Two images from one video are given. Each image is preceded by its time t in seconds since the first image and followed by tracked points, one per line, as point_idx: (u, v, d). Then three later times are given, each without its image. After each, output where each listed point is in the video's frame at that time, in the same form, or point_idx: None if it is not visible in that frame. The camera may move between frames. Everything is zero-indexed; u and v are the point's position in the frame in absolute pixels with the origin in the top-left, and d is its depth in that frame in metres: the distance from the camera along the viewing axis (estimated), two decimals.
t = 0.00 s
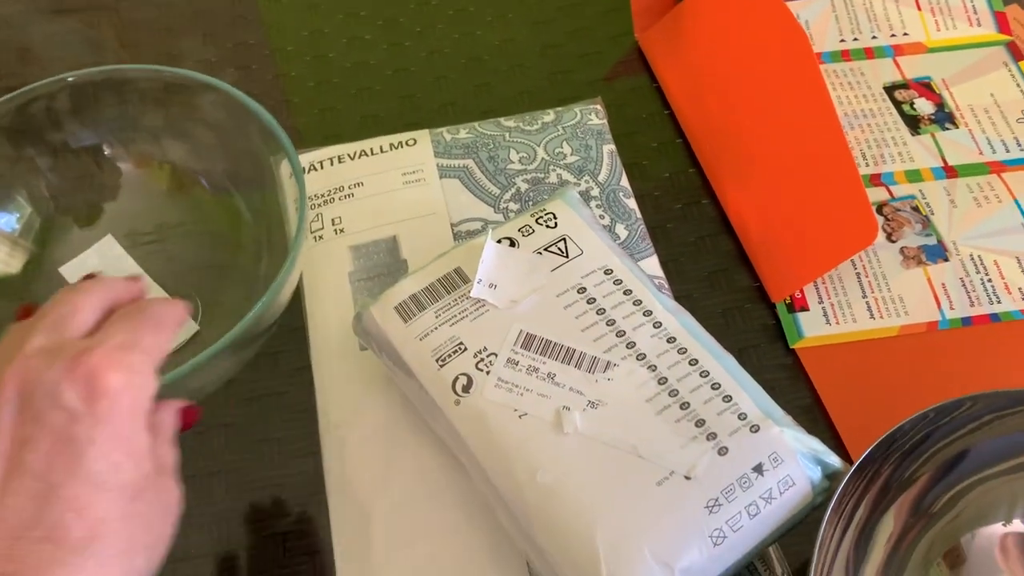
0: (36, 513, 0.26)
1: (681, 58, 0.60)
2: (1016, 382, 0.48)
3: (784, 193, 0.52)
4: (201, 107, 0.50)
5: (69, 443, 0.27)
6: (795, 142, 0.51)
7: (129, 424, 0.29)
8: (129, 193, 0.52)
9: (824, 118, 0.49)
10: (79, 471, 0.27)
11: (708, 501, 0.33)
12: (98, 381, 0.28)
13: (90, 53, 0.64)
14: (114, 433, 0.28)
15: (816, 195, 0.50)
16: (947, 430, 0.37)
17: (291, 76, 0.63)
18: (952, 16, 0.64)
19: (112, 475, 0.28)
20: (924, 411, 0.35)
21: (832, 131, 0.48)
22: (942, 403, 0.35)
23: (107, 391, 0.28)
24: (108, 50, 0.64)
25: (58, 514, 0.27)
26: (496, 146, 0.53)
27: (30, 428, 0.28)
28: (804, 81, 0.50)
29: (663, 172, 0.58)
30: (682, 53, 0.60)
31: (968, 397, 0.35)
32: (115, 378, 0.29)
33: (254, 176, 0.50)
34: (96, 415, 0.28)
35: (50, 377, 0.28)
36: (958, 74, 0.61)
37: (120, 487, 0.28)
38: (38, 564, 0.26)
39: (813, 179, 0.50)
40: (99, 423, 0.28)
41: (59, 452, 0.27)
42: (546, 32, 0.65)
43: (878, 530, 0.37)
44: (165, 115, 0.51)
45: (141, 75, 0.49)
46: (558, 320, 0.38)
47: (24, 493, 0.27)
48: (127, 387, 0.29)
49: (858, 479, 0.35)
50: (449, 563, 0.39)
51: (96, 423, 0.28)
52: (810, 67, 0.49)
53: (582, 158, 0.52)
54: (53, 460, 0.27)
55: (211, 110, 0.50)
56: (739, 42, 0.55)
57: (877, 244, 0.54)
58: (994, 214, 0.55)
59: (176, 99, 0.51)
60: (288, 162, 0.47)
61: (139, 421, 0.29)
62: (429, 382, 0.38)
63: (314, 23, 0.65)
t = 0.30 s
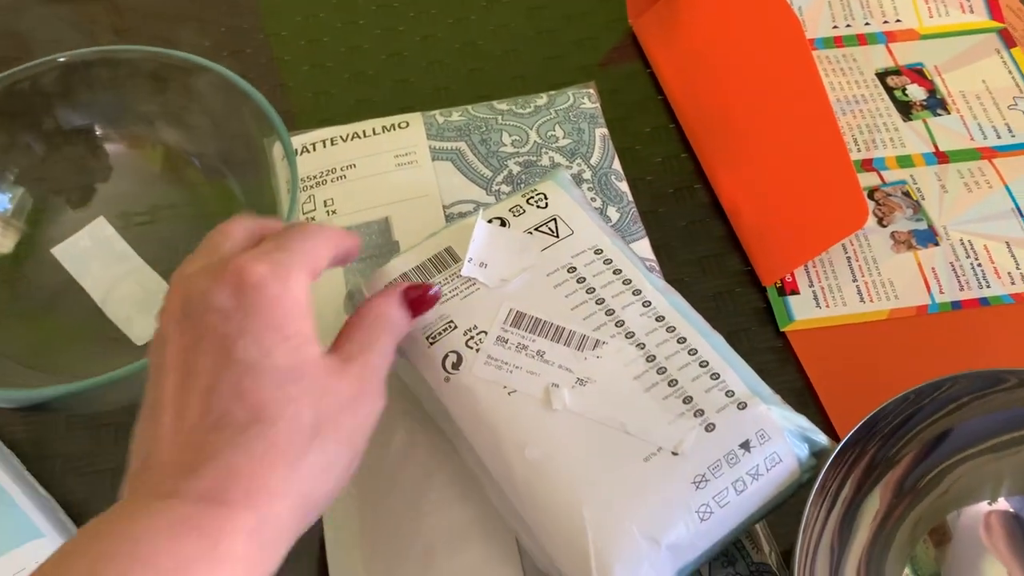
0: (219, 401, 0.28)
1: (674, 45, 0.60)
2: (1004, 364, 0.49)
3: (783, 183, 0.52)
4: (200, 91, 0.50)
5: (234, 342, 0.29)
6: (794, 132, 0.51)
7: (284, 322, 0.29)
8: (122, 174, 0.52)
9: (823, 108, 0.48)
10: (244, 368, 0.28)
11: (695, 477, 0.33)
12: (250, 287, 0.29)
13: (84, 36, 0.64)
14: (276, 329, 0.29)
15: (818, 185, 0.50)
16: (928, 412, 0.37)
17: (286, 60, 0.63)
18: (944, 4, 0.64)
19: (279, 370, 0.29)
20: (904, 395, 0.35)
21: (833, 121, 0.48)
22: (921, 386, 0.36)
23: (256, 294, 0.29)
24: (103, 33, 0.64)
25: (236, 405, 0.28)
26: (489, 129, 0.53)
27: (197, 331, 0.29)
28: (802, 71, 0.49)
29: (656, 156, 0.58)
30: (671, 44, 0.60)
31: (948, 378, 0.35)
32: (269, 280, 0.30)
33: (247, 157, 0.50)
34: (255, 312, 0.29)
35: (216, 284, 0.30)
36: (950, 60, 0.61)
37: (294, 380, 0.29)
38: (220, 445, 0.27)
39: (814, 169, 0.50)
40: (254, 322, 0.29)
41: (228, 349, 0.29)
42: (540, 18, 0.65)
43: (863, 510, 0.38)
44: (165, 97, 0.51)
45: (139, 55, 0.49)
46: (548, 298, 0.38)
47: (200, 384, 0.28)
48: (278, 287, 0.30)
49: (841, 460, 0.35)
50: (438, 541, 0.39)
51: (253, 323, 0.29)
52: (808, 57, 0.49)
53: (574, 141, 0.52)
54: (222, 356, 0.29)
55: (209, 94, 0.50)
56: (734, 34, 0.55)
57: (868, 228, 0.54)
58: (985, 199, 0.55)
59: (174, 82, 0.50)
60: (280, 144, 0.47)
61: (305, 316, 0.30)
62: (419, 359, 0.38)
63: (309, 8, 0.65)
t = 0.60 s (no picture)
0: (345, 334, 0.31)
1: (657, 41, 0.60)
2: (985, 358, 0.49)
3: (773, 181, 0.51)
4: (186, 93, 0.50)
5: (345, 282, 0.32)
6: (781, 131, 0.49)
7: (383, 258, 0.33)
8: (102, 173, 0.52)
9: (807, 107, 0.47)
10: (362, 298, 0.32)
11: (672, 473, 0.33)
12: (349, 234, 0.34)
13: (67, 32, 0.63)
14: (381, 265, 0.33)
15: (805, 184, 0.49)
16: (904, 409, 0.38)
17: (270, 56, 0.62)
18: None
19: (397, 291, 0.33)
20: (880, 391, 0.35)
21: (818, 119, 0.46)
22: (898, 382, 0.36)
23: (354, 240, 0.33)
24: (87, 28, 0.63)
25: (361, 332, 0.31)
26: (471, 126, 0.53)
27: (301, 283, 0.33)
28: (786, 66, 0.47)
29: (639, 153, 0.58)
30: (656, 40, 0.60)
31: (923, 375, 0.36)
32: (366, 227, 0.34)
33: (227, 155, 0.50)
34: (355, 254, 0.33)
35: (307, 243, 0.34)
36: (934, 55, 0.62)
37: (411, 302, 0.33)
38: (358, 370, 0.31)
39: (804, 169, 0.48)
40: (362, 259, 0.33)
41: (342, 285, 0.32)
42: (525, 14, 0.65)
43: (839, 508, 0.38)
44: (152, 98, 0.51)
45: (119, 54, 0.49)
46: (527, 296, 0.38)
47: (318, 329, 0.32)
48: (376, 233, 0.34)
49: (821, 454, 0.35)
50: (419, 541, 0.39)
51: (358, 261, 0.33)
52: (789, 50, 0.47)
53: (556, 138, 0.52)
54: (336, 297, 0.32)
55: (196, 96, 0.50)
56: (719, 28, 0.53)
57: (850, 224, 0.55)
58: (968, 194, 0.55)
59: (163, 84, 0.50)
60: (260, 142, 0.47)
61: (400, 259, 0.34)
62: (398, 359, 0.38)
63: (293, 4, 0.65)
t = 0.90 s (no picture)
0: (329, 242, 0.34)
1: (645, 34, 0.59)
2: (975, 350, 0.49)
3: (761, 171, 0.50)
4: (174, 92, 0.50)
5: (333, 210, 0.36)
6: (767, 117, 0.49)
7: (370, 170, 0.38)
8: (85, 172, 0.51)
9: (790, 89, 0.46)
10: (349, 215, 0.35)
11: (658, 469, 0.33)
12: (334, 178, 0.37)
13: (52, 29, 0.63)
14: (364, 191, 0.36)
15: (791, 174, 0.48)
16: (893, 402, 0.37)
17: (256, 52, 0.62)
18: None
19: (379, 204, 0.36)
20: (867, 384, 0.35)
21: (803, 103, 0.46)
22: (885, 375, 0.36)
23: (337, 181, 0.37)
24: (73, 26, 0.63)
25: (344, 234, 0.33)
26: (458, 121, 0.52)
27: (295, 197, 0.38)
28: (769, 51, 0.47)
29: (628, 147, 0.58)
30: (646, 32, 0.59)
31: (909, 368, 0.35)
32: (347, 166, 0.38)
33: (213, 152, 0.50)
34: (345, 180, 0.37)
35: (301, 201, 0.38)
36: (923, 46, 0.61)
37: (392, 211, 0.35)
38: (344, 239, 0.33)
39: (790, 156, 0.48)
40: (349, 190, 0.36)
41: (332, 211, 0.36)
42: (513, 8, 0.64)
43: (828, 503, 0.37)
44: (142, 98, 0.51)
45: (102, 53, 0.49)
46: (512, 291, 0.38)
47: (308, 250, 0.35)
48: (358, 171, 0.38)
49: (809, 448, 0.35)
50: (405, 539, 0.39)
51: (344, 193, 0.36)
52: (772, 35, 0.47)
53: (544, 133, 0.52)
54: (325, 222, 0.35)
55: (186, 96, 0.50)
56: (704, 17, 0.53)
57: (840, 216, 0.54)
58: (957, 185, 0.55)
59: (153, 84, 0.50)
60: (245, 139, 0.47)
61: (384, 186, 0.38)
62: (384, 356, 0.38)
63: None
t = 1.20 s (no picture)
0: (230, 213, 0.30)
1: (633, 37, 0.59)
2: (963, 351, 0.49)
3: (748, 174, 0.50)
4: (157, 97, 0.50)
5: (238, 184, 0.32)
6: (753, 119, 0.49)
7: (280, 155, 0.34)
8: (72, 179, 0.51)
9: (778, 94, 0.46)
10: (251, 185, 0.31)
11: (642, 475, 0.33)
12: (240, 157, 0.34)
13: (41, 34, 0.62)
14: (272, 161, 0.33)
15: (785, 171, 0.48)
16: (880, 404, 0.37)
17: (243, 56, 0.62)
18: None
19: (291, 173, 0.32)
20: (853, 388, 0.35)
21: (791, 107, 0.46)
22: (871, 378, 0.36)
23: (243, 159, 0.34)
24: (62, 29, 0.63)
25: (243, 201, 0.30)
26: (445, 125, 0.52)
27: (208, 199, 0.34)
28: (756, 52, 0.47)
29: (617, 149, 0.58)
30: (635, 34, 0.59)
31: (896, 371, 0.35)
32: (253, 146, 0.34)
33: (199, 157, 0.50)
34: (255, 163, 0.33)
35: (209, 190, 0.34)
36: (911, 46, 0.61)
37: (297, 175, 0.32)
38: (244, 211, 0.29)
39: (776, 159, 0.48)
40: (255, 163, 0.33)
41: (238, 189, 0.32)
42: (502, 10, 0.64)
43: (814, 506, 0.38)
44: (130, 104, 0.51)
45: (81, 58, 0.49)
46: (496, 297, 0.38)
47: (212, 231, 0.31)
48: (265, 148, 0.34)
49: (796, 452, 0.35)
50: (393, 544, 0.39)
51: (249, 167, 0.33)
52: (761, 39, 0.47)
53: (531, 136, 0.52)
54: (230, 198, 0.32)
55: (173, 102, 0.50)
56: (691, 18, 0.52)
57: (828, 217, 0.54)
58: (945, 186, 0.55)
59: (141, 91, 0.50)
60: (231, 146, 0.47)
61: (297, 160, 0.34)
62: (369, 364, 0.38)
63: (267, 3, 0.64)
